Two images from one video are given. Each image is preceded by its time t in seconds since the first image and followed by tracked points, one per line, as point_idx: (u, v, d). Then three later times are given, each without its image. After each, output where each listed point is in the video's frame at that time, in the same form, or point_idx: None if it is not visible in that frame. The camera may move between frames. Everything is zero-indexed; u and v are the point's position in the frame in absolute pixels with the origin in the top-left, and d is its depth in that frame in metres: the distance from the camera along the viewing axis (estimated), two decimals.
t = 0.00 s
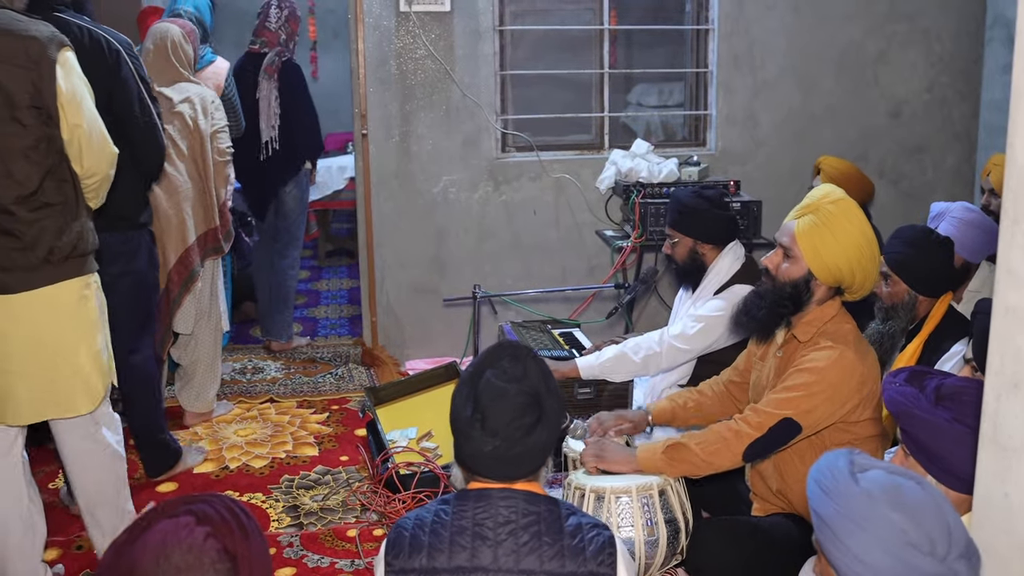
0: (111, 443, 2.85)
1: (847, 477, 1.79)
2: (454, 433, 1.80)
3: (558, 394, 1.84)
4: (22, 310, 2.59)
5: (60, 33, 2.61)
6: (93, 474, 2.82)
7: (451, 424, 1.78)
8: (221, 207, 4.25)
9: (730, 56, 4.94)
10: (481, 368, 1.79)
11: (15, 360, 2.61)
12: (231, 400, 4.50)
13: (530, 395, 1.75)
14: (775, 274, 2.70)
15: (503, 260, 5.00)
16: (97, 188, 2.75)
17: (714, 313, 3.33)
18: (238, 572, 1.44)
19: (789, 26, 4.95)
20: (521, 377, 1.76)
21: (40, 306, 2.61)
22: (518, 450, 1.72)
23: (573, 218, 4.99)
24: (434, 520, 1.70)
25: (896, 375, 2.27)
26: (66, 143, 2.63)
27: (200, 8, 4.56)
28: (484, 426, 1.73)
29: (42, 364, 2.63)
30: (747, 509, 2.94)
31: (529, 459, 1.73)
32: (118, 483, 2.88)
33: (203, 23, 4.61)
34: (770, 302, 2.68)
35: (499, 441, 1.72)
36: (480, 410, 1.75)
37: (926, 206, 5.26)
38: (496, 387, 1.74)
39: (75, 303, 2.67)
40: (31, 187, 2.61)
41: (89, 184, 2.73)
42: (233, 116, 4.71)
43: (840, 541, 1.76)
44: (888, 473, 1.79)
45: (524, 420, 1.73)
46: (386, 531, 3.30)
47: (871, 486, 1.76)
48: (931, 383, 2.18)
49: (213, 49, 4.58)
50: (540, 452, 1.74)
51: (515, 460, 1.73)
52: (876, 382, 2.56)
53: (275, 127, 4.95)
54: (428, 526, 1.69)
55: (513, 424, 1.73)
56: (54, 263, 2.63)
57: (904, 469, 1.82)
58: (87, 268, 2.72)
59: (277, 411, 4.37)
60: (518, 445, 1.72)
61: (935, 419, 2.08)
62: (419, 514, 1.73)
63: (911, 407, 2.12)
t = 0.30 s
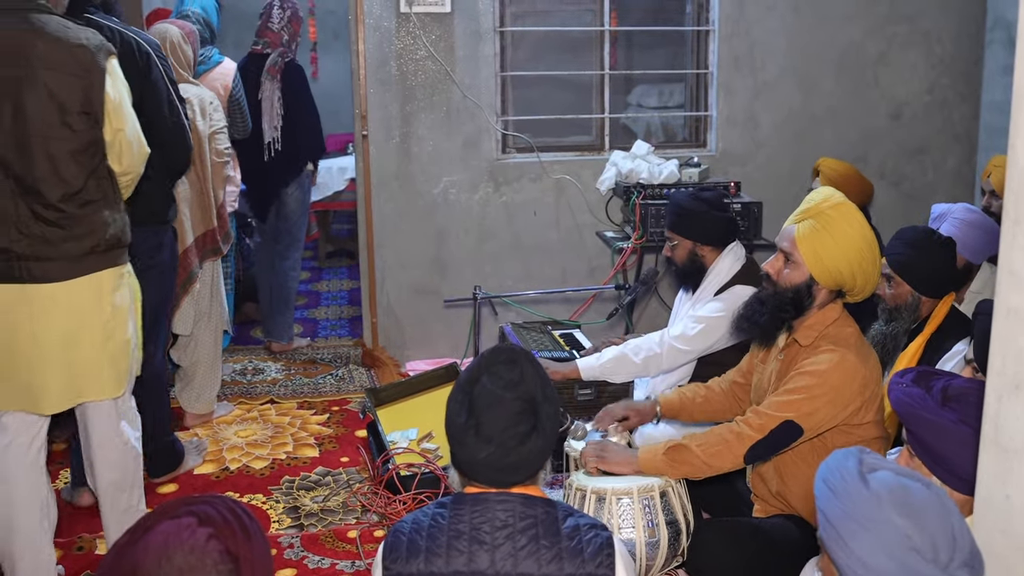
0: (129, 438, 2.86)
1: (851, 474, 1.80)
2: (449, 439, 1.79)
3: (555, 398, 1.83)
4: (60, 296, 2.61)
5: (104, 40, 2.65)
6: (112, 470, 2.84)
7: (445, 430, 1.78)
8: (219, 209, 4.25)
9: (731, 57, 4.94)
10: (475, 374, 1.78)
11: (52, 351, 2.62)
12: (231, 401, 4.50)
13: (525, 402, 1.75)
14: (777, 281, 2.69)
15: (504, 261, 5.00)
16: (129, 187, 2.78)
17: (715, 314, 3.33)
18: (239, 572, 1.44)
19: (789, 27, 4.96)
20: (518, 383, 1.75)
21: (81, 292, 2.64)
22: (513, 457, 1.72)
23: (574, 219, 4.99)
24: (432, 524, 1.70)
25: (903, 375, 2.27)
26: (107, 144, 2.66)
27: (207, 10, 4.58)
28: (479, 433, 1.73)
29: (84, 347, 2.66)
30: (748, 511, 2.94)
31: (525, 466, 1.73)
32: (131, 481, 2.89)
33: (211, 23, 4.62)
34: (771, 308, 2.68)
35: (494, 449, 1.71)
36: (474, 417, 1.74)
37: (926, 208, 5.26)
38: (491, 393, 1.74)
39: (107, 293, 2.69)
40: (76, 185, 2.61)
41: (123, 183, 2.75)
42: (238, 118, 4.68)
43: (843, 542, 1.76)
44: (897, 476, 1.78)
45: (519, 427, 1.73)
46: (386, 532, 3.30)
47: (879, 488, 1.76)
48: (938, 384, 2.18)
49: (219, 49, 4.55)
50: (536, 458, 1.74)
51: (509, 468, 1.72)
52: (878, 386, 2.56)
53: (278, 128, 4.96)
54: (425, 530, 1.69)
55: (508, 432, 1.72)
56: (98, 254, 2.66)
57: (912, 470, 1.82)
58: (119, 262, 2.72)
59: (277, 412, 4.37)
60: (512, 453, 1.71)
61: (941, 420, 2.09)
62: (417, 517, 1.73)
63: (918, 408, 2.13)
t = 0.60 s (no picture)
0: (145, 445, 2.95)
1: (867, 476, 1.79)
2: (450, 439, 1.80)
3: (557, 397, 1.83)
4: (94, 283, 2.72)
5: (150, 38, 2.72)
6: (126, 467, 2.92)
7: (446, 431, 1.78)
8: (220, 210, 4.24)
9: (731, 58, 4.94)
10: (477, 374, 1.78)
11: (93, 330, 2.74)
12: (232, 401, 4.50)
13: (527, 403, 1.75)
14: (778, 281, 2.69)
15: (504, 262, 5.00)
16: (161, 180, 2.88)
17: (716, 315, 3.33)
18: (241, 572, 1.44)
19: (789, 28, 4.96)
20: (519, 384, 1.74)
21: (114, 281, 2.75)
22: (514, 459, 1.72)
23: (574, 220, 4.99)
24: (432, 523, 1.70)
25: (905, 376, 2.27)
26: (145, 139, 2.76)
27: (207, 11, 4.58)
28: (480, 434, 1.73)
29: (116, 338, 2.77)
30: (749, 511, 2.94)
31: (526, 466, 1.73)
32: (141, 473, 2.94)
33: (211, 24, 4.63)
34: (772, 309, 2.68)
35: (494, 450, 1.72)
36: (475, 418, 1.74)
37: (926, 208, 5.26)
38: (492, 394, 1.74)
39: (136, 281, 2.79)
40: (117, 176, 2.70)
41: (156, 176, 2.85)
42: (239, 118, 4.68)
43: (853, 541, 1.75)
44: (918, 478, 1.77)
45: (520, 428, 1.73)
46: (387, 533, 3.30)
47: (894, 489, 1.75)
48: (941, 385, 2.18)
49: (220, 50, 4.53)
50: (537, 459, 1.74)
51: (510, 469, 1.73)
52: (878, 383, 2.57)
53: (281, 127, 4.97)
54: (426, 531, 1.69)
55: (509, 433, 1.72)
56: (134, 243, 2.76)
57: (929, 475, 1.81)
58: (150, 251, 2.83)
59: (278, 413, 4.37)
60: (513, 454, 1.72)
61: (945, 421, 2.09)
62: (417, 518, 1.73)
63: (918, 409, 2.12)
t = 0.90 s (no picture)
0: (151, 442, 3.03)
1: (875, 474, 1.79)
2: (452, 437, 1.80)
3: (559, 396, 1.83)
4: (109, 279, 2.85)
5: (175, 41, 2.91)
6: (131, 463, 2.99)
7: (449, 429, 1.78)
8: (221, 209, 4.24)
9: (732, 57, 4.94)
10: (479, 372, 1.78)
11: (107, 319, 2.86)
12: (233, 400, 4.50)
13: (529, 401, 1.75)
14: (778, 279, 2.69)
15: (505, 261, 5.00)
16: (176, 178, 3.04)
17: (717, 314, 3.33)
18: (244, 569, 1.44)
19: (790, 28, 4.96)
20: (521, 382, 1.75)
21: (129, 277, 2.87)
22: (516, 457, 1.72)
23: (575, 219, 4.99)
24: (435, 522, 1.70)
25: (901, 375, 2.26)
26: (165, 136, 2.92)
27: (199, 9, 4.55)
28: (482, 432, 1.74)
29: (129, 330, 2.88)
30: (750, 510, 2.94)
31: (528, 465, 1.73)
32: (146, 466, 3.01)
33: (203, 22, 4.61)
34: (773, 306, 2.69)
35: (497, 448, 1.72)
36: (478, 416, 1.75)
37: (927, 208, 5.26)
38: (495, 391, 1.74)
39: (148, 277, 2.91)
40: (139, 172, 2.85)
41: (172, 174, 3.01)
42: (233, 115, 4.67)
43: (858, 539, 1.74)
44: (926, 479, 1.77)
45: (522, 427, 1.73)
46: (388, 531, 3.30)
47: (901, 488, 1.74)
48: (936, 383, 2.18)
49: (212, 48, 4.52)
50: (540, 457, 1.74)
51: (512, 467, 1.73)
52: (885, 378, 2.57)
53: (284, 124, 4.97)
54: (428, 529, 1.69)
55: (511, 431, 1.72)
56: (151, 238, 2.90)
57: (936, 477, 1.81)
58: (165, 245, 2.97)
59: (279, 412, 4.37)
60: (515, 452, 1.72)
61: (940, 420, 2.09)
62: (420, 516, 1.73)
63: (915, 408, 2.12)
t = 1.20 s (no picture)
0: (157, 430, 3.03)
1: (893, 468, 1.77)
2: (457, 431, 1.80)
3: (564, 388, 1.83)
4: (112, 272, 2.85)
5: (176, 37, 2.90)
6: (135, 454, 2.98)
7: (453, 423, 1.79)
8: (223, 204, 4.24)
9: (735, 54, 4.94)
10: (483, 365, 1.78)
11: (109, 313, 2.86)
12: (236, 397, 4.51)
13: (534, 395, 1.75)
14: (777, 270, 2.71)
15: (509, 257, 5.00)
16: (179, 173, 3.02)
17: (718, 311, 3.33)
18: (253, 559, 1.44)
19: (793, 25, 4.96)
20: (524, 375, 1.74)
21: (131, 270, 2.88)
22: (521, 450, 1.73)
23: (578, 216, 4.99)
24: (439, 516, 1.70)
25: (893, 370, 2.32)
26: (167, 131, 2.90)
27: (190, 7, 4.56)
28: (486, 425, 1.74)
29: (132, 324, 2.89)
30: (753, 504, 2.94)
31: (533, 457, 1.74)
32: (149, 458, 3.00)
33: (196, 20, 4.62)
34: (771, 297, 2.69)
35: (501, 441, 1.73)
36: (482, 409, 1.75)
37: (931, 205, 5.26)
38: (499, 385, 1.74)
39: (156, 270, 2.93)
40: (140, 166, 2.85)
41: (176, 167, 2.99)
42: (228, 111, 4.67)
43: (875, 536, 1.73)
44: (942, 475, 1.76)
45: (527, 419, 1.73)
46: (392, 527, 3.30)
47: (920, 485, 1.73)
48: (928, 377, 2.24)
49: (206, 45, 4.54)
50: (545, 450, 1.75)
51: (517, 460, 1.73)
52: (876, 363, 2.56)
53: (288, 120, 4.96)
54: (433, 523, 1.69)
55: (516, 424, 1.73)
56: (153, 231, 2.89)
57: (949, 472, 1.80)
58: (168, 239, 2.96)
59: (282, 408, 4.37)
60: (519, 445, 1.73)
61: (932, 412, 2.15)
62: (424, 511, 1.73)
63: (907, 400, 2.18)
